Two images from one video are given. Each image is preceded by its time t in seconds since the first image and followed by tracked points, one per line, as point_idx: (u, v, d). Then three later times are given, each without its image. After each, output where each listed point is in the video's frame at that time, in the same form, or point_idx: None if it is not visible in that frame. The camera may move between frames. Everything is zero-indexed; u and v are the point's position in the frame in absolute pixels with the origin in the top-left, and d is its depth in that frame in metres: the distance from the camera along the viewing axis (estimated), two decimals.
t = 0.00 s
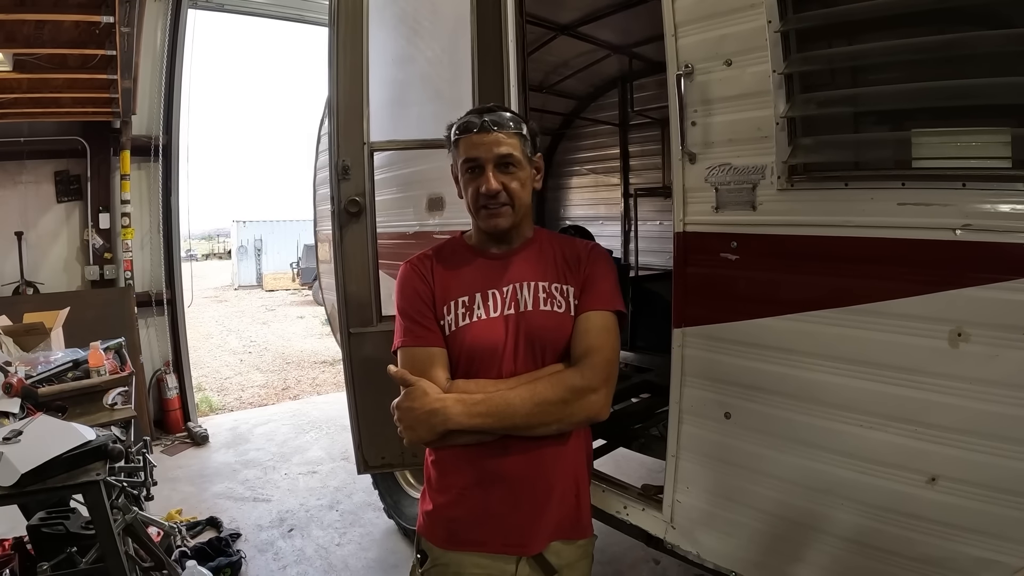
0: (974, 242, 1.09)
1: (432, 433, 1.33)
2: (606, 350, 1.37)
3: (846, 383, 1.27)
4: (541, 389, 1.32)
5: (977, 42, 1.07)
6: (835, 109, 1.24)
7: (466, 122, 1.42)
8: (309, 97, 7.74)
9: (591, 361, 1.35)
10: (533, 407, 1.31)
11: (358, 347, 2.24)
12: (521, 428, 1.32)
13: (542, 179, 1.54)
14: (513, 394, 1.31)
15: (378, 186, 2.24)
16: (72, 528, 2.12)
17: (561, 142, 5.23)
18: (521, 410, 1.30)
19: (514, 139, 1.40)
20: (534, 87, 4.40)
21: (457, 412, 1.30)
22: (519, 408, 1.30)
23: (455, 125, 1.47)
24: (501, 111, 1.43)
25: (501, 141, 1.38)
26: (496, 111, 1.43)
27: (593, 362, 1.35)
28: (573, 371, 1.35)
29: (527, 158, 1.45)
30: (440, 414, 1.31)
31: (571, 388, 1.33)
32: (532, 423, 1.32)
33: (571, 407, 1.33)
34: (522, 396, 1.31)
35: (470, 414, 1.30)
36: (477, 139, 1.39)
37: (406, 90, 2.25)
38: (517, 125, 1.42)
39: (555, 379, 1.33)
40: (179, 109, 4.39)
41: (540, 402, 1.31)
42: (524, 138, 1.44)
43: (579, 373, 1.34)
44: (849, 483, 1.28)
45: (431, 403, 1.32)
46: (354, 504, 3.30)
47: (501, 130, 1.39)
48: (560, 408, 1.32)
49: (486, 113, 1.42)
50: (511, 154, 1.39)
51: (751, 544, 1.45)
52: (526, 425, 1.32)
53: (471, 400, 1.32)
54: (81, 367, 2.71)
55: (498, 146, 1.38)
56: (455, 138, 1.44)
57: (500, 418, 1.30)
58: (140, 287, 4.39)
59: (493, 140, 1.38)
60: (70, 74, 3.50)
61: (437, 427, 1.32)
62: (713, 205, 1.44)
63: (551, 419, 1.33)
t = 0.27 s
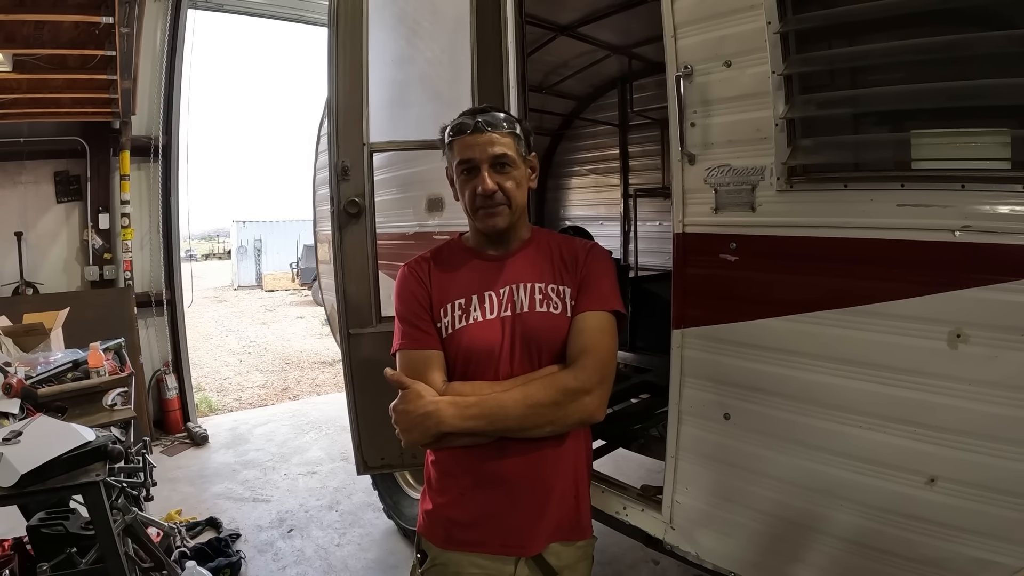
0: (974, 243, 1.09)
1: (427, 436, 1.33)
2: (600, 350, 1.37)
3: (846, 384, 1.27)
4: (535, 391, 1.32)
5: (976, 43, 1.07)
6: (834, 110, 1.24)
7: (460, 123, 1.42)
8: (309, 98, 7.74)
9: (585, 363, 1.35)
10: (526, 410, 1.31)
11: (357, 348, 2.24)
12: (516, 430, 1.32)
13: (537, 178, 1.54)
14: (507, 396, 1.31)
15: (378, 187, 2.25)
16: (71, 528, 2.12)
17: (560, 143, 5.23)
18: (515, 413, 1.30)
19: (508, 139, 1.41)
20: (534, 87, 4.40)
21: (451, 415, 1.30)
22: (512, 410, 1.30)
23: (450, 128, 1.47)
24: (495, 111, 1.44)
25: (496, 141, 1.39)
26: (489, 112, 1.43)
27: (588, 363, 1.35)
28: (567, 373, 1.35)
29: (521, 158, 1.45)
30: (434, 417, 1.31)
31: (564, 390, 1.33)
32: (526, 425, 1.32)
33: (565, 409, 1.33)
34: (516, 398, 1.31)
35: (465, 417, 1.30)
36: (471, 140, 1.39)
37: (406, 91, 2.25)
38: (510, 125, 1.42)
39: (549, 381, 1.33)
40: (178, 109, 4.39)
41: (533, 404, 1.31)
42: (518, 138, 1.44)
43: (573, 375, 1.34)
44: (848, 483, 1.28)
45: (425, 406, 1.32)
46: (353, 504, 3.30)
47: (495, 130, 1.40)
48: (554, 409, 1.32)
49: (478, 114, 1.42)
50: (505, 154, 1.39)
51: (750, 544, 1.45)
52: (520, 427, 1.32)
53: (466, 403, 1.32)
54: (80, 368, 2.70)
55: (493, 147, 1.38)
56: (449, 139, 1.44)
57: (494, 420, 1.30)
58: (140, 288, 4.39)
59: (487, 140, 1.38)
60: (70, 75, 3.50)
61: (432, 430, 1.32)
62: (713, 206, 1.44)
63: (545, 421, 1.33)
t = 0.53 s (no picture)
0: (973, 244, 1.09)
1: (431, 437, 1.33)
2: (601, 350, 1.37)
3: (846, 385, 1.27)
4: (537, 391, 1.32)
5: (975, 44, 1.08)
6: (834, 111, 1.24)
7: (461, 124, 1.42)
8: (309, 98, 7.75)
9: (587, 363, 1.35)
10: (529, 409, 1.31)
11: (357, 348, 2.24)
12: (519, 430, 1.32)
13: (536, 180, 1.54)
14: (510, 396, 1.32)
15: (378, 187, 2.26)
16: (71, 529, 2.12)
17: (560, 143, 5.24)
18: (518, 412, 1.31)
19: (509, 140, 1.41)
20: (534, 88, 4.40)
21: (454, 415, 1.30)
22: (515, 410, 1.31)
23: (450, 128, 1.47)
24: (495, 113, 1.44)
25: (497, 142, 1.39)
26: (490, 113, 1.44)
27: (590, 363, 1.35)
28: (570, 373, 1.35)
29: (522, 159, 1.45)
30: (437, 418, 1.31)
31: (568, 389, 1.33)
32: (529, 425, 1.32)
33: (567, 408, 1.33)
34: (519, 398, 1.31)
35: (468, 417, 1.30)
36: (472, 140, 1.39)
37: (405, 91, 2.25)
38: (511, 127, 1.43)
39: (551, 381, 1.34)
40: (178, 109, 4.39)
41: (535, 404, 1.31)
42: (519, 139, 1.44)
43: (575, 374, 1.34)
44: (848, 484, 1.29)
45: (429, 407, 1.32)
46: (353, 505, 3.30)
47: (497, 130, 1.40)
48: (556, 409, 1.33)
49: (479, 116, 1.43)
50: (507, 155, 1.39)
51: (750, 544, 1.45)
52: (524, 426, 1.32)
53: (468, 403, 1.32)
54: (80, 368, 2.70)
55: (494, 148, 1.39)
56: (449, 140, 1.44)
57: (497, 420, 1.30)
58: (140, 288, 4.39)
59: (488, 141, 1.39)
60: (70, 75, 3.51)
61: (435, 430, 1.32)
62: (713, 206, 1.45)
63: (548, 420, 1.33)
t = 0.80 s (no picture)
0: (972, 245, 1.10)
1: (435, 434, 1.33)
2: (603, 348, 1.38)
3: (846, 385, 1.28)
4: (540, 389, 1.32)
5: (976, 45, 1.08)
6: (834, 112, 1.24)
7: (459, 127, 1.42)
8: (309, 98, 7.75)
9: (588, 361, 1.36)
10: (533, 406, 1.31)
11: (358, 349, 2.24)
12: (522, 427, 1.32)
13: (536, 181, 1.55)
14: (513, 394, 1.32)
15: (378, 188, 2.27)
16: (72, 528, 2.11)
17: (560, 144, 5.24)
18: (522, 409, 1.31)
19: (508, 142, 1.41)
20: (534, 88, 4.41)
21: (457, 412, 1.31)
22: (519, 408, 1.31)
23: (448, 131, 1.47)
24: (493, 115, 1.44)
25: (496, 145, 1.39)
26: (489, 115, 1.44)
27: (591, 361, 1.36)
28: (572, 371, 1.35)
29: (521, 161, 1.46)
30: (441, 415, 1.31)
31: (571, 386, 1.33)
32: (533, 422, 1.32)
33: (570, 406, 1.33)
34: (523, 395, 1.32)
35: (471, 414, 1.30)
36: (471, 143, 1.39)
37: (406, 91, 2.26)
38: (510, 128, 1.43)
39: (554, 379, 1.34)
40: (178, 109, 4.39)
41: (538, 401, 1.32)
42: (518, 141, 1.45)
43: (578, 372, 1.35)
44: (848, 484, 1.29)
45: (433, 405, 1.32)
46: (353, 505, 3.30)
47: (496, 133, 1.40)
48: (559, 407, 1.33)
49: (478, 118, 1.43)
50: (506, 157, 1.40)
51: (750, 544, 1.46)
52: (527, 423, 1.32)
53: (471, 400, 1.32)
54: (81, 368, 2.70)
55: (493, 150, 1.39)
56: (448, 143, 1.44)
57: (501, 417, 1.31)
58: (140, 288, 4.39)
59: (486, 144, 1.39)
60: (70, 75, 3.51)
61: (438, 427, 1.32)
62: (713, 207, 1.45)
63: (551, 417, 1.33)
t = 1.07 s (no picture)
0: (971, 245, 1.10)
1: (437, 433, 1.33)
2: (603, 348, 1.39)
3: (845, 385, 1.28)
4: (541, 388, 1.33)
5: (975, 47, 1.08)
6: (833, 114, 1.25)
7: (462, 129, 1.43)
8: (309, 99, 7.76)
9: (588, 360, 1.37)
10: (534, 406, 1.32)
11: (358, 348, 2.25)
12: (523, 426, 1.33)
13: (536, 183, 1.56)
14: (514, 393, 1.32)
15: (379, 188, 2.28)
16: (73, 528, 2.11)
17: (560, 144, 5.25)
18: (523, 408, 1.32)
19: (510, 145, 1.42)
20: (534, 89, 4.41)
21: (459, 411, 1.31)
22: (520, 406, 1.32)
23: (451, 132, 1.48)
24: (494, 118, 1.45)
25: (499, 147, 1.40)
26: (491, 118, 1.44)
27: (591, 361, 1.37)
28: (572, 371, 1.36)
29: (522, 163, 1.46)
30: (444, 413, 1.32)
31: (571, 386, 1.34)
32: (533, 420, 1.33)
33: (570, 405, 1.34)
34: (524, 395, 1.32)
35: (473, 413, 1.31)
36: (474, 146, 1.40)
37: (406, 92, 2.27)
38: (511, 131, 1.44)
39: (554, 378, 1.35)
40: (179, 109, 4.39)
41: (539, 400, 1.32)
42: (519, 144, 1.45)
43: (578, 372, 1.36)
44: (848, 483, 1.29)
45: (435, 403, 1.33)
46: (353, 504, 3.30)
47: (498, 136, 1.41)
48: (559, 406, 1.34)
49: (480, 121, 1.43)
50: (508, 160, 1.40)
51: (750, 544, 1.46)
52: (528, 422, 1.33)
53: (473, 399, 1.32)
54: (82, 368, 2.71)
55: (495, 153, 1.40)
56: (451, 145, 1.44)
57: (502, 416, 1.31)
58: (140, 289, 4.40)
59: (489, 147, 1.40)
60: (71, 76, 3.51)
61: (440, 426, 1.32)
62: (713, 207, 1.46)
63: (551, 416, 1.34)
